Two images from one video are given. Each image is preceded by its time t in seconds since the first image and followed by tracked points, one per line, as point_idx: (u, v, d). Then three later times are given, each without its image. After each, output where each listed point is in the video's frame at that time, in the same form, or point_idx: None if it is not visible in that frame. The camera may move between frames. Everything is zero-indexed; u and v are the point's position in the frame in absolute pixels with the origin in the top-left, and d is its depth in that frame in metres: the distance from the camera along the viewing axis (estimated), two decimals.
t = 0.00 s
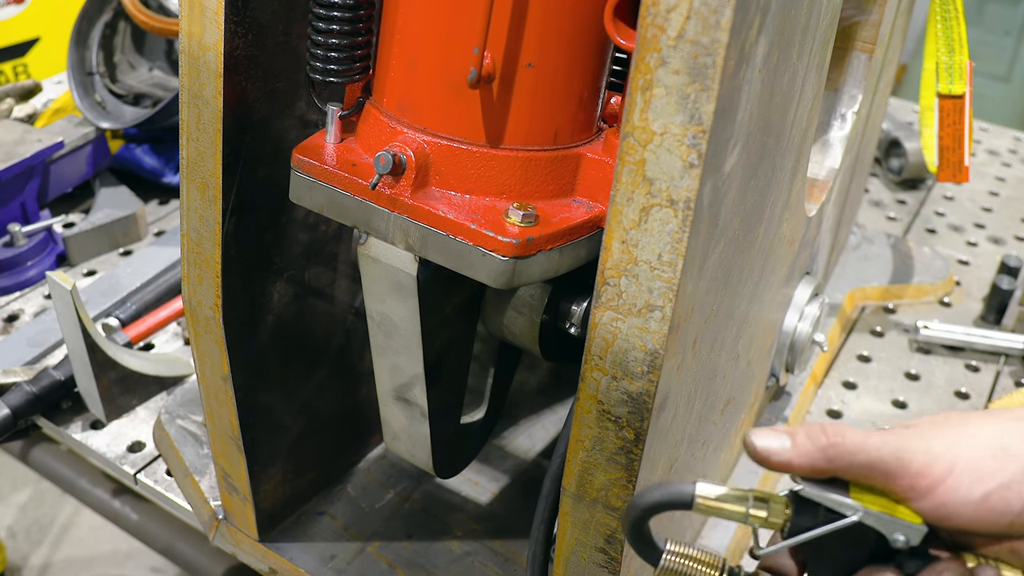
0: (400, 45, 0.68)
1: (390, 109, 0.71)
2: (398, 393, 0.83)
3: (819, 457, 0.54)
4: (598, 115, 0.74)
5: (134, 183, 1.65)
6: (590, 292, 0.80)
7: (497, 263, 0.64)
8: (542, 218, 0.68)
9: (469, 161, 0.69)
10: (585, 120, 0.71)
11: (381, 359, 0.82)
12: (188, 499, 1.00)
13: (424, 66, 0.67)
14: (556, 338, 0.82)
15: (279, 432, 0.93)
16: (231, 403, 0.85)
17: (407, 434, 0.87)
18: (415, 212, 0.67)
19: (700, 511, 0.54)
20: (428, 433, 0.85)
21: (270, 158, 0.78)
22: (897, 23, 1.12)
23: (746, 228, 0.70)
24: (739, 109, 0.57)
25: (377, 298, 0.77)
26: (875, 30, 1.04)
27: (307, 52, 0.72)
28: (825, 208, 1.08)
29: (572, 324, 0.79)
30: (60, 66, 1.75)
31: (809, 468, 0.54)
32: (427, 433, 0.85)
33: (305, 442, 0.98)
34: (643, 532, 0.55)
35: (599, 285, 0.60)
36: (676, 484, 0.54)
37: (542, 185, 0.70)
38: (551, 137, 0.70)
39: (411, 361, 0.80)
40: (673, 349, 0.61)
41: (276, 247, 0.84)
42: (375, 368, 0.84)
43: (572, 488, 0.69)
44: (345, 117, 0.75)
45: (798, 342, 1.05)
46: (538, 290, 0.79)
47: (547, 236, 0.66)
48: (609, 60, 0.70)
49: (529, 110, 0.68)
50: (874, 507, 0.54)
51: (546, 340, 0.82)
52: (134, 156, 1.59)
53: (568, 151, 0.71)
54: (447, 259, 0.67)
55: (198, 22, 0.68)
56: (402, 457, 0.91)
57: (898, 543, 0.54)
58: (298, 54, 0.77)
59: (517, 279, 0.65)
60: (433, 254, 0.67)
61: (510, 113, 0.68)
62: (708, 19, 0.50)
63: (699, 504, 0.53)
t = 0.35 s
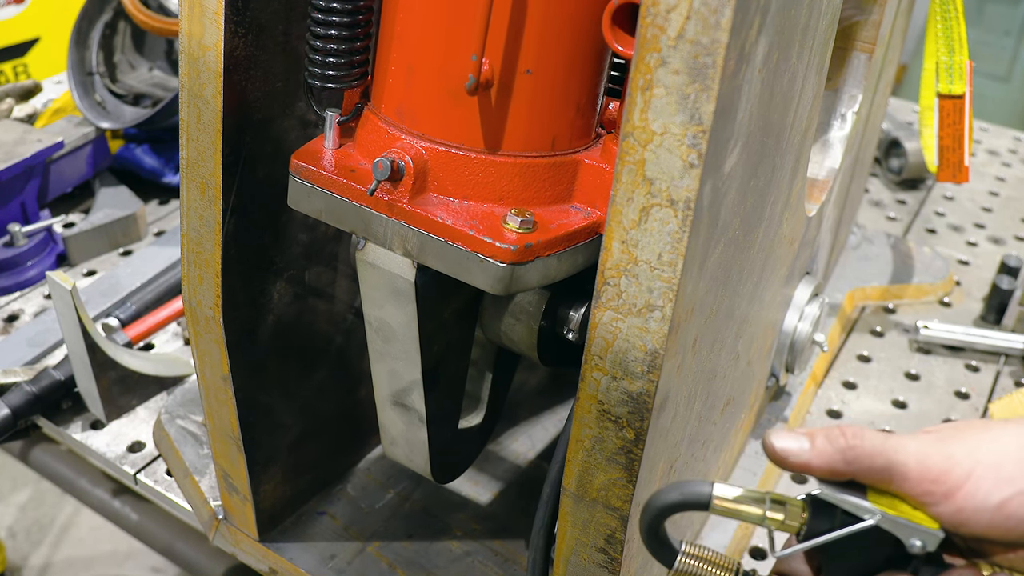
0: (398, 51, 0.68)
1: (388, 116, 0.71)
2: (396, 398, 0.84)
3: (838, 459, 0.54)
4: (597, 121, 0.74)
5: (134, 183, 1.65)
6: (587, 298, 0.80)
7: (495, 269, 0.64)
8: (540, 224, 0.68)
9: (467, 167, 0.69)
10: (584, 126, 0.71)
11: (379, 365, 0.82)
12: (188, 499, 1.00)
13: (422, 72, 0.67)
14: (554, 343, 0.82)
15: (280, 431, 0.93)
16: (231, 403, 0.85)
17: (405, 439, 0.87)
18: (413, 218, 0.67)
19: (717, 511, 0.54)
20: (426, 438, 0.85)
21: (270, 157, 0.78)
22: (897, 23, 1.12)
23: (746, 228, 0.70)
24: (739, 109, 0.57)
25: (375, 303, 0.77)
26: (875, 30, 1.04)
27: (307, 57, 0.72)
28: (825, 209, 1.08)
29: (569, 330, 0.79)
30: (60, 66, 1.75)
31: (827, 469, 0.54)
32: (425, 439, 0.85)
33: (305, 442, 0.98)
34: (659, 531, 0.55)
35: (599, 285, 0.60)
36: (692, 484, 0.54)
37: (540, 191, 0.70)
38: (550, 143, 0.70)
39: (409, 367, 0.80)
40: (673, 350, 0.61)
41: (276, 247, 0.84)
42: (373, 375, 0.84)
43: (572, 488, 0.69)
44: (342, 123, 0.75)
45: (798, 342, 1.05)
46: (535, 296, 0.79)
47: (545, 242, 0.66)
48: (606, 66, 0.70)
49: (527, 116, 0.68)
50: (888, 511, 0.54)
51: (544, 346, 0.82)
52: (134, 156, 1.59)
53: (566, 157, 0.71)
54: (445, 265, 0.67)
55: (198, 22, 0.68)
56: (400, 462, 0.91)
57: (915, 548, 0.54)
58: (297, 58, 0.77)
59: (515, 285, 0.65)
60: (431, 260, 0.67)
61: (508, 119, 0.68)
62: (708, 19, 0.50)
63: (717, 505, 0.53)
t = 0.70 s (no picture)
0: (396, 57, 0.68)
1: (386, 121, 0.71)
2: (394, 404, 0.84)
3: (836, 467, 0.54)
4: (595, 127, 0.74)
5: (134, 183, 1.65)
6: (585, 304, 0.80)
7: (493, 275, 0.64)
8: (537, 231, 0.68)
9: (465, 173, 0.69)
10: (581, 132, 0.71)
11: (377, 371, 0.82)
12: (188, 499, 1.00)
13: (420, 77, 0.67)
14: (553, 349, 0.83)
15: (279, 432, 0.93)
16: (231, 403, 0.85)
17: (403, 444, 0.87)
18: (411, 224, 0.67)
19: (716, 521, 0.55)
20: (424, 443, 0.85)
21: (270, 158, 0.78)
22: (897, 23, 1.12)
23: (746, 228, 0.70)
24: (739, 109, 0.57)
25: (373, 309, 0.77)
26: (875, 30, 1.04)
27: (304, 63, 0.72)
28: (825, 209, 1.08)
29: (567, 335, 0.79)
30: (60, 66, 1.75)
31: (827, 478, 0.54)
32: (423, 444, 0.85)
33: (304, 442, 0.98)
34: (658, 542, 0.56)
35: (599, 285, 0.60)
36: (690, 493, 0.55)
37: (538, 198, 0.70)
38: (548, 149, 0.70)
39: (407, 372, 0.80)
40: (673, 350, 0.61)
41: (276, 247, 0.83)
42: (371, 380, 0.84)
43: (572, 487, 0.68)
44: (341, 128, 0.75)
45: (798, 342, 1.05)
46: (533, 302, 0.80)
47: (543, 248, 0.66)
48: (604, 72, 0.70)
49: (525, 122, 0.68)
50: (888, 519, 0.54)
51: (542, 352, 0.83)
52: (134, 156, 1.59)
53: (564, 163, 0.71)
54: (443, 271, 0.67)
55: (198, 22, 0.68)
56: (398, 467, 0.91)
57: (915, 557, 0.54)
58: (296, 63, 0.77)
59: (513, 291, 0.65)
60: (429, 266, 0.67)
61: (506, 125, 0.68)
62: (708, 19, 0.50)
63: (715, 514, 0.55)
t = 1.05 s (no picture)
0: (394, 64, 0.68)
1: (385, 127, 0.71)
2: (392, 409, 0.84)
3: (839, 474, 0.55)
4: (593, 133, 0.74)
5: (134, 183, 1.65)
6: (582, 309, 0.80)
7: (491, 281, 0.64)
8: (536, 237, 0.68)
9: (463, 180, 0.69)
10: (579, 139, 0.71)
11: (374, 377, 0.82)
12: (188, 499, 1.00)
13: (419, 83, 0.67)
14: (551, 355, 0.84)
15: (279, 432, 0.93)
16: (231, 403, 0.85)
17: (401, 448, 0.87)
18: (410, 230, 0.67)
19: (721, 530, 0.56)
20: (422, 448, 0.85)
21: (270, 157, 0.78)
22: (897, 23, 1.12)
23: (746, 228, 0.70)
24: (739, 109, 0.57)
25: (371, 314, 0.77)
26: (875, 30, 1.04)
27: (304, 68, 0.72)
28: (825, 209, 1.08)
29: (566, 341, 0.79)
30: (60, 66, 1.75)
31: (830, 485, 0.55)
32: (420, 449, 0.85)
33: (304, 442, 0.98)
34: (663, 551, 0.57)
35: (599, 285, 0.60)
36: (695, 502, 0.56)
37: (536, 204, 0.70)
38: (546, 156, 0.70)
39: (405, 378, 0.80)
40: (673, 350, 0.61)
41: (276, 248, 0.83)
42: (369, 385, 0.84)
43: (572, 487, 0.68)
44: (340, 133, 0.75)
45: (798, 342, 1.05)
46: (531, 309, 0.81)
47: (541, 254, 0.66)
48: (602, 78, 0.70)
49: (523, 128, 0.68)
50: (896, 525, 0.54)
51: (541, 358, 0.83)
52: (134, 156, 1.59)
53: (562, 170, 0.71)
54: (441, 277, 0.67)
55: (198, 22, 0.68)
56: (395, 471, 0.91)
57: (920, 563, 0.54)
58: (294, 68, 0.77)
59: (511, 298, 0.65)
60: (427, 272, 0.67)
61: (504, 131, 0.68)
62: (708, 19, 0.50)
63: (719, 522, 0.55)
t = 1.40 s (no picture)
0: (393, 69, 0.68)
1: (383, 133, 0.71)
2: (390, 414, 0.83)
3: (839, 486, 0.54)
4: (591, 139, 0.74)
5: (133, 182, 1.65)
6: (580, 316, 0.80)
7: (489, 287, 0.64)
8: (533, 243, 0.68)
9: (461, 186, 0.69)
10: (577, 145, 0.71)
11: (373, 382, 0.82)
12: (188, 499, 1.00)
13: (417, 89, 0.68)
14: (548, 361, 0.85)
15: (280, 432, 0.93)
16: (231, 403, 0.85)
17: (399, 453, 0.87)
18: (408, 236, 0.67)
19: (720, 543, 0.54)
20: (420, 453, 0.85)
21: (270, 157, 0.78)
22: (897, 23, 1.12)
23: (746, 228, 0.70)
24: (739, 109, 0.57)
25: (369, 320, 0.77)
26: (875, 30, 1.04)
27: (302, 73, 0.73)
28: (825, 209, 1.08)
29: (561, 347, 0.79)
30: (60, 66, 1.75)
31: (829, 497, 0.54)
32: (418, 454, 0.85)
33: (305, 442, 0.98)
34: (662, 564, 0.55)
35: (599, 285, 0.60)
36: (694, 514, 0.54)
37: (534, 210, 0.70)
38: (544, 162, 0.70)
39: (403, 384, 0.80)
40: (673, 350, 0.61)
41: (276, 248, 0.83)
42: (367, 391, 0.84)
43: (572, 487, 0.68)
44: (339, 139, 0.75)
45: (798, 342, 1.05)
46: (529, 315, 0.81)
47: (539, 260, 0.66)
48: (601, 84, 0.70)
49: (521, 134, 0.68)
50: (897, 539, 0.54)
51: (538, 363, 0.84)
52: (134, 156, 1.59)
53: (560, 176, 0.71)
54: (440, 283, 0.67)
55: (198, 22, 0.68)
56: (394, 476, 0.91)
57: None
58: (292, 72, 0.77)
59: (509, 303, 0.65)
60: (425, 278, 0.67)
61: (502, 137, 0.68)
62: (708, 19, 0.50)
63: (719, 535, 0.53)
